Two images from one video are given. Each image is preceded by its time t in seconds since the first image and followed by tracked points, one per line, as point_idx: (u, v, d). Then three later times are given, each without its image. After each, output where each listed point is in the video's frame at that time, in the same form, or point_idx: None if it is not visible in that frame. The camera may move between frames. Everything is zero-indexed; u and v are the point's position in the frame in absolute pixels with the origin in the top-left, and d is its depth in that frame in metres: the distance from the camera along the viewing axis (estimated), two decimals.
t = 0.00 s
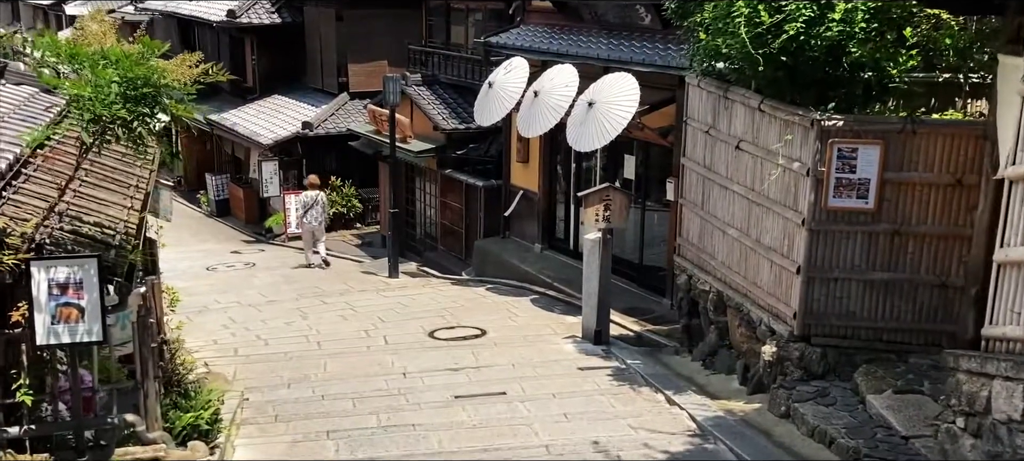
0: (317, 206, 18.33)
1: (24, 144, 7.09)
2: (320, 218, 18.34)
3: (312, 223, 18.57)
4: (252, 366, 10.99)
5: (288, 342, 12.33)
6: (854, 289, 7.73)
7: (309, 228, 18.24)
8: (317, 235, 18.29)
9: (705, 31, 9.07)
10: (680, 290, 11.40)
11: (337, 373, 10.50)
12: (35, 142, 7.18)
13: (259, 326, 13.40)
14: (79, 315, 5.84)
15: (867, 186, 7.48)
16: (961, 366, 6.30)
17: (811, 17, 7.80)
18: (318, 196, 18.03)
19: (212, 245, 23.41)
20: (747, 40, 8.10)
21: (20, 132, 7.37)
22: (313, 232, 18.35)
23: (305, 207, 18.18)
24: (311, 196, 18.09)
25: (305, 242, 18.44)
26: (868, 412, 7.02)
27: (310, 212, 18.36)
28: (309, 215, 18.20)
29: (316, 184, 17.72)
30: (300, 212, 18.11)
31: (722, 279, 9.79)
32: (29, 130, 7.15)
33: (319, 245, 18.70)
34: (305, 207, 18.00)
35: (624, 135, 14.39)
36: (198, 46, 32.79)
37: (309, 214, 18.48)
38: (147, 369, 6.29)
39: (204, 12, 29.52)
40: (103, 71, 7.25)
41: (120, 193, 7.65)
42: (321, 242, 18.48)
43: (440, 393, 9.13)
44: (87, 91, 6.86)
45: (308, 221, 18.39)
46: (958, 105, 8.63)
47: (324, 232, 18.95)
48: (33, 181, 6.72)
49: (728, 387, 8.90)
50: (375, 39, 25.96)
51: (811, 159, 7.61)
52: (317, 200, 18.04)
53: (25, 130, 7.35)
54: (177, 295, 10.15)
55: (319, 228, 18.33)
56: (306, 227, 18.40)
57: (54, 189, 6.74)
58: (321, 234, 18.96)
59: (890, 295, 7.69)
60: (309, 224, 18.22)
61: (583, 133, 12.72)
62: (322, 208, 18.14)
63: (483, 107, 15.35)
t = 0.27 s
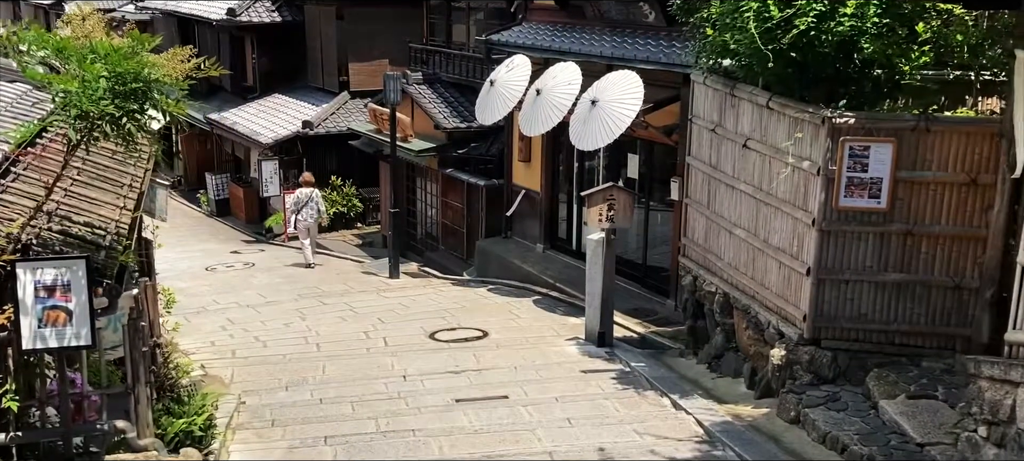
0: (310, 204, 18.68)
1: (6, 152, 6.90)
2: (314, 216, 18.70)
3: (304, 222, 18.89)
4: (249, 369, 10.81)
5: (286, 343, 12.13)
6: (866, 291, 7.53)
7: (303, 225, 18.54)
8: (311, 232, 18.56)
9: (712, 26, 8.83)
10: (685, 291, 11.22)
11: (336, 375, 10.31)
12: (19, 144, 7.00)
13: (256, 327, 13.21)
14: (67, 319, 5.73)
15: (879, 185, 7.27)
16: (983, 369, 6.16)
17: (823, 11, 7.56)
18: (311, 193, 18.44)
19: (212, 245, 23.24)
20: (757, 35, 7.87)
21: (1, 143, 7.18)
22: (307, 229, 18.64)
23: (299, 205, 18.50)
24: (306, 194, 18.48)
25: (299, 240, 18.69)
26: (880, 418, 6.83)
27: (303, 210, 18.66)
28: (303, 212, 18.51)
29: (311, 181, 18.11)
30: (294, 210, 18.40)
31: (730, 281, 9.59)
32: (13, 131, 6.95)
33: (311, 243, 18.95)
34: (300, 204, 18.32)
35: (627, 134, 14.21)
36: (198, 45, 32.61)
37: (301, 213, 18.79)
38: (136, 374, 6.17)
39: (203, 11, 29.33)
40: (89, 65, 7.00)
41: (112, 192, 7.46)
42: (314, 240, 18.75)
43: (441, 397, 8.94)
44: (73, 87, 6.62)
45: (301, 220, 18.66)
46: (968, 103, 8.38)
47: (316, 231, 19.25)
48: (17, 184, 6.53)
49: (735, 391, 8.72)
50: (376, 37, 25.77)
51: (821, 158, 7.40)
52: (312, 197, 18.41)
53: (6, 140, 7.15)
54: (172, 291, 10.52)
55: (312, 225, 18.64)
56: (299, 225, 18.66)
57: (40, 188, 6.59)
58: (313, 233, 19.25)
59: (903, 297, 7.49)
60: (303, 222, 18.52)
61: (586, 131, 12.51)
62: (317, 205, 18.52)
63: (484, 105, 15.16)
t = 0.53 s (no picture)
0: (306, 203, 18.95)
1: None
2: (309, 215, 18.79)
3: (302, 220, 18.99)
4: (247, 371, 10.62)
5: (286, 345, 11.94)
6: (880, 292, 7.34)
7: (300, 223, 18.75)
8: (307, 230, 18.73)
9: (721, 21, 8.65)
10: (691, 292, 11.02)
11: (336, 378, 10.11)
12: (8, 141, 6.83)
13: (255, 328, 13.02)
14: (55, 322, 5.68)
15: (894, 184, 7.08)
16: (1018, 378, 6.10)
17: (836, 6, 7.41)
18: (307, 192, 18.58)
19: (212, 245, 23.07)
20: (769, 30, 7.71)
21: None
22: (303, 228, 18.84)
23: (295, 204, 18.74)
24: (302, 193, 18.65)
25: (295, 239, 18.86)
26: (896, 424, 6.64)
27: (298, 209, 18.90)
28: (299, 211, 18.74)
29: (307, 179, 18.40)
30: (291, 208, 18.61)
31: (738, 282, 9.40)
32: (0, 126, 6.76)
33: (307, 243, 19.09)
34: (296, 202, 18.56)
35: (632, 132, 14.01)
36: (199, 43, 32.41)
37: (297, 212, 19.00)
38: (130, 382, 6.11)
39: (204, 9, 29.14)
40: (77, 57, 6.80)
41: (105, 190, 7.28)
42: (310, 239, 18.91)
43: (443, 401, 8.76)
44: (61, 81, 6.44)
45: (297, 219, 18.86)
46: (980, 101, 8.36)
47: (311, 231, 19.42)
48: (3, 185, 6.36)
49: (744, 395, 8.53)
50: (377, 36, 25.58)
51: (834, 156, 7.21)
52: (308, 195, 18.69)
53: None
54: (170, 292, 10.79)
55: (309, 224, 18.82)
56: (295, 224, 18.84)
57: (27, 186, 6.47)
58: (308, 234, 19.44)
59: (919, 299, 7.30)
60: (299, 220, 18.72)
61: (591, 130, 12.32)
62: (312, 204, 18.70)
63: (486, 103, 14.96)
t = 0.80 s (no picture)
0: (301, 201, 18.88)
1: None
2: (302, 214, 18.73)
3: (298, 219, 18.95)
4: (246, 374, 10.43)
5: (285, 347, 11.74)
6: (895, 295, 7.15)
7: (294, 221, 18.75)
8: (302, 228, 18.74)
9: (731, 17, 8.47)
10: (698, 294, 10.82)
11: (336, 382, 9.92)
12: None
13: (254, 330, 12.83)
14: (44, 326, 5.53)
15: (909, 184, 6.88)
16: None
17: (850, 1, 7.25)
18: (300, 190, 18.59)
19: (213, 245, 22.89)
20: (780, 25, 7.59)
21: None
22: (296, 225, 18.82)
23: (289, 201, 18.72)
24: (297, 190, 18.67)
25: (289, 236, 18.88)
26: (913, 431, 6.44)
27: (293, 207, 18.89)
28: (293, 208, 18.73)
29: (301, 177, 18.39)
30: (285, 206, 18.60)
31: (747, 284, 9.20)
32: None
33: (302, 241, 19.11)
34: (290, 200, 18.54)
35: (637, 131, 13.82)
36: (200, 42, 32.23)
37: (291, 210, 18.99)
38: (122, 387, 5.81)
39: (205, 7, 28.96)
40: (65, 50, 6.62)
41: (96, 190, 7.09)
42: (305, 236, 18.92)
43: (445, 406, 8.57)
44: (48, 76, 6.22)
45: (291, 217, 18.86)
46: (994, 100, 8.12)
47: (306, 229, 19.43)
48: None
49: (753, 400, 8.34)
50: (379, 34, 25.38)
51: (847, 155, 7.00)
52: (302, 192, 18.66)
53: None
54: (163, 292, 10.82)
55: (303, 221, 18.82)
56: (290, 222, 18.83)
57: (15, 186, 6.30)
58: (304, 232, 19.45)
59: (935, 302, 7.10)
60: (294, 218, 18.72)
61: (595, 129, 12.13)
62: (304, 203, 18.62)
63: (489, 102, 14.76)
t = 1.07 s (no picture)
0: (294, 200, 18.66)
1: None
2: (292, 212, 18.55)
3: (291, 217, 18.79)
4: (242, 374, 10.20)
5: (283, 347, 11.52)
6: (912, 294, 6.91)
7: (284, 219, 18.62)
8: (292, 227, 18.63)
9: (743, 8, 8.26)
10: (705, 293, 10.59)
11: (335, 382, 9.70)
12: None
13: (252, 329, 12.60)
14: (26, 326, 5.45)
15: (927, 179, 6.65)
16: None
17: None
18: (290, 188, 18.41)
19: (212, 243, 22.67)
20: (794, 14, 7.34)
21: None
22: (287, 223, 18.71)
23: (280, 200, 18.57)
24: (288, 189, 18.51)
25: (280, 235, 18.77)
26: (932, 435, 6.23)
27: (284, 204, 18.75)
28: (284, 206, 18.59)
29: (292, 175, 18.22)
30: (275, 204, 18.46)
31: (756, 282, 8.97)
32: None
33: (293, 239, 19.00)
34: (281, 198, 18.39)
35: (642, 128, 13.60)
36: (200, 39, 32.01)
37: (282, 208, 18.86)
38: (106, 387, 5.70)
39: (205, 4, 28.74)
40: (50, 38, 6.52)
41: (86, 184, 6.87)
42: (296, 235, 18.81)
43: (446, 407, 8.35)
44: (28, 62, 6.15)
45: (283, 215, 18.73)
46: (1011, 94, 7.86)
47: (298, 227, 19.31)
48: None
49: (763, 402, 8.11)
50: (381, 31, 25.18)
51: (863, 149, 6.77)
52: (293, 190, 18.49)
53: None
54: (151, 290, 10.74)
55: (294, 220, 18.70)
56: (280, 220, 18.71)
57: None
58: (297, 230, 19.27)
59: (953, 301, 6.87)
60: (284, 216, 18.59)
61: (600, 124, 11.90)
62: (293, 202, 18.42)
63: (492, 97, 14.53)
